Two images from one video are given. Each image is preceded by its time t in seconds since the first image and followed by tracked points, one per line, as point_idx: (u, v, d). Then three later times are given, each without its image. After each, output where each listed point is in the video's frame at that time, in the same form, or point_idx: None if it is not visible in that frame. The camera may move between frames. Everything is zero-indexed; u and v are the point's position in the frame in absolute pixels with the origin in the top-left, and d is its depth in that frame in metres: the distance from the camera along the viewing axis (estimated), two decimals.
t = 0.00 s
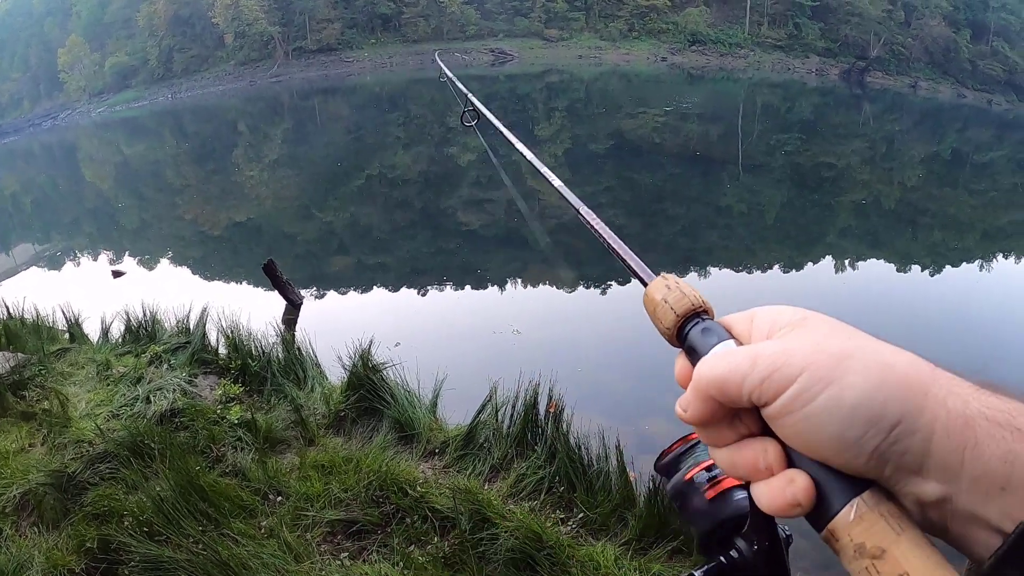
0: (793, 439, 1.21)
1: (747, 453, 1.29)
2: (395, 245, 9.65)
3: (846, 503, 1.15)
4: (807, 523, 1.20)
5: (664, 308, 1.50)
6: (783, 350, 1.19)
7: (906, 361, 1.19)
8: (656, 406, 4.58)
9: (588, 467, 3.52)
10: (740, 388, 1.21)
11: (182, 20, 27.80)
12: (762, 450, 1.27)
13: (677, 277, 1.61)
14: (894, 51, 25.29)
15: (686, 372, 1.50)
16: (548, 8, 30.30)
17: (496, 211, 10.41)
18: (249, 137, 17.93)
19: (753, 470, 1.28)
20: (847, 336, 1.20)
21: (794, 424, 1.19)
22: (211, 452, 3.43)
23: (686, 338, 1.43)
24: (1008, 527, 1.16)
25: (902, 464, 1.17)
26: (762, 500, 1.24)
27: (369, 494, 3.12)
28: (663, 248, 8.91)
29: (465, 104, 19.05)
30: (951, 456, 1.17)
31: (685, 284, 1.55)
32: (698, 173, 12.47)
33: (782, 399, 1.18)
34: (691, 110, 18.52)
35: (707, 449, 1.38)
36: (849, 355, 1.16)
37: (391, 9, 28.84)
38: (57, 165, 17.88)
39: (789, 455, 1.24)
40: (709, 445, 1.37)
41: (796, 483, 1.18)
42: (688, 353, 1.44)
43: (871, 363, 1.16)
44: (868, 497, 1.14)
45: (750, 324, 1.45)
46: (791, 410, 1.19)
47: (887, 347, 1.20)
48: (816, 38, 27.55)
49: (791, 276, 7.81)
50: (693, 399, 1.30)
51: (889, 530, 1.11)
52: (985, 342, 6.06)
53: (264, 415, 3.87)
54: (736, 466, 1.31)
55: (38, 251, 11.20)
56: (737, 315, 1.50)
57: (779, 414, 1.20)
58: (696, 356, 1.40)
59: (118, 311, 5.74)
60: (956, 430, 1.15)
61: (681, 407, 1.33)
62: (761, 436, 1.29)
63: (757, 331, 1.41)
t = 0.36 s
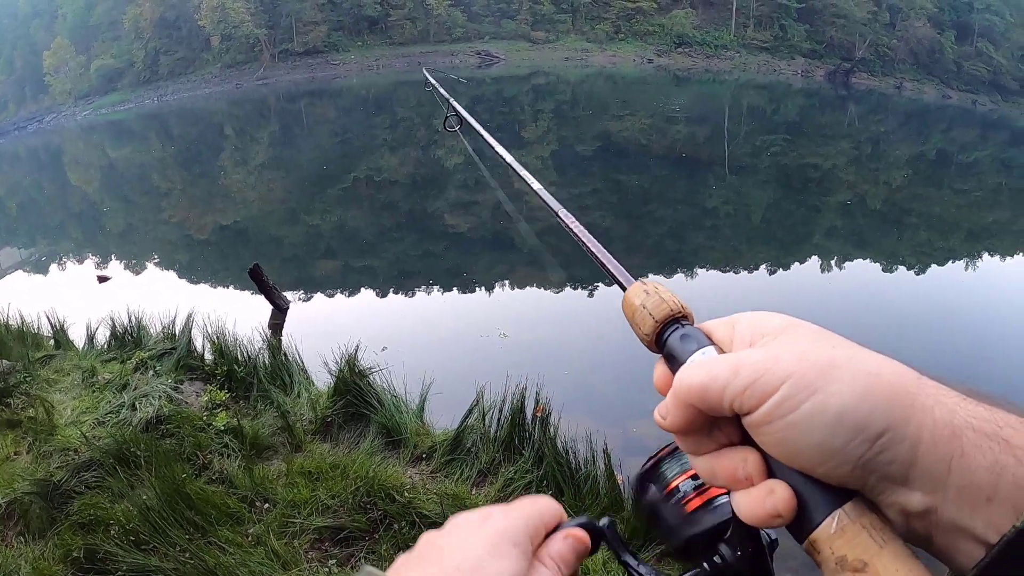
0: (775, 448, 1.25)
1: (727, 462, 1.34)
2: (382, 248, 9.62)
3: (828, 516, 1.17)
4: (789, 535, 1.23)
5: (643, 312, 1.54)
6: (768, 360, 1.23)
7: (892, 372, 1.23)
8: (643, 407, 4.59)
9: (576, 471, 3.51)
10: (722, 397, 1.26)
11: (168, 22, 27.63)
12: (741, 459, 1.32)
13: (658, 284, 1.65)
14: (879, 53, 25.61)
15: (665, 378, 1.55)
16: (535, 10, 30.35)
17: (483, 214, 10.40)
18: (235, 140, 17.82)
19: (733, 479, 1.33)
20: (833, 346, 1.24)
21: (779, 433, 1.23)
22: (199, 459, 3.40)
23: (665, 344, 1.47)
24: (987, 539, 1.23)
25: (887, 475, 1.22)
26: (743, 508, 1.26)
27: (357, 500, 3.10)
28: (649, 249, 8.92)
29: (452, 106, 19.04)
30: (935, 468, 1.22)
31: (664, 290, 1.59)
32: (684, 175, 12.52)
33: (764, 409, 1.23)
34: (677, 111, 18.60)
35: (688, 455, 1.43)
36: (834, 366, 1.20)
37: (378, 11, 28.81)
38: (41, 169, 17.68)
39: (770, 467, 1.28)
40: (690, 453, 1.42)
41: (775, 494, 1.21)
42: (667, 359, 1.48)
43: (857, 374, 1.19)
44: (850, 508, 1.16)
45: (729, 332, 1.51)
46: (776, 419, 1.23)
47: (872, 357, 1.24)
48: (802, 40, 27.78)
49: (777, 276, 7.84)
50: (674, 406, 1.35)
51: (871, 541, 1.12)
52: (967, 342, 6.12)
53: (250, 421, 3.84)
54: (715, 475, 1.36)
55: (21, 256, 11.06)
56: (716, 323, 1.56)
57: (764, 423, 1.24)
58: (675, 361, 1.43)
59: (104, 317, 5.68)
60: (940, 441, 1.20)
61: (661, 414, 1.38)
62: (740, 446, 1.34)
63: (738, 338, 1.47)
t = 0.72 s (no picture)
0: (795, 426, 1.32)
1: (745, 439, 1.41)
2: (370, 253, 9.59)
3: (843, 494, 1.25)
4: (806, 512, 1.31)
5: (662, 290, 1.67)
6: (788, 335, 1.30)
7: (908, 354, 1.28)
8: (629, 412, 4.61)
9: (561, 478, 3.53)
10: (741, 371, 1.33)
11: (154, 26, 27.43)
12: (760, 435, 1.39)
13: (676, 264, 1.78)
14: (865, 56, 25.95)
15: (683, 354, 1.67)
16: (522, 13, 30.34)
17: (470, 218, 10.42)
18: (222, 145, 17.72)
19: (751, 455, 1.40)
20: (851, 325, 1.30)
21: (799, 408, 1.30)
22: (184, 467, 3.37)
23: (684, 323, 1.57)
24: (998, 527, 1.26)
25: (904, 456, 1.27)
26: (757, 487, 1.35)
27: (341, 509, 3.09)
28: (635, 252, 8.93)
29: (439, 110, 19.02)
30: (949, 454, 1.26)
31: (684, 270, 1.71)
32: (671, 178, 12.57)
33: (784, 384, 1.29)
34: (664, 114, 18.68)
35: (704, 434, 1.51)
36: (854, 343, 1.26)
37: (365, 15, 28.77)
38: (27, 173, 17.49)
39: (789, 443, 1.35)
40: (706, 429, 1.50)
41: (794, 471, 1.29)
42: (685, 336, 1.58)
43: (875, 352, 1.25)
44: (869, 487, 1.24)
45: (747, 313, 1.60)
46: (796, 396, 1.29)
47: (890, 338, 1.30)
48: (787, 43, 28.00)
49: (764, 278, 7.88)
50: (690, 381, 1.44)
51: (888, 518, 1.21)
52: (962, 345, 6.13)
53: (235, 430, 3.82)
54: (731, 450, 1.44)
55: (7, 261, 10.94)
56: (733, 302, 1.65)
57: (784, 398, 1.31)
58: (693, 338, 1.53)
59: (89, 325, 5.61)
60: (955, 425, 1.25)
61: (677, 389, 1.48)
62: (760, 423, 1.41)
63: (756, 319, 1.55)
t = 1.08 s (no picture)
0: (803, 434, 1.27)
1: (752, 441, 1.38)
2: (359, 259, 9.56)
3: (853, 498, 1.24)
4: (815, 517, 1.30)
5: (658, 284, 1.60)
6: (794, 338, 1.23)
7: (915, 352, 1.21)
8: (616, 417, 4.62)
9: (548, 485, 3.53)
10: (745, 382, 1.28)
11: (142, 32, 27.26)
12: (766, 438, 1.36)
13: (670, 252, 1.69)
14: (850, 60, 26.23)
15: (685, 352, 1.62)
16: (509, 18, 30.30)
17: (459, 223, 10.42)
18: (209, 151, 17.63)
19: (757, 458, 1.37)
20: (856, 328, 1.23)
21: (805, 420, 1.25)
22: (170, 476, 3.34)
23: (683, 318, 1.52)
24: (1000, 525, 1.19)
25: (911, 460, 1.23)
26: (768, 490, 1.34)
27: (327, 518, 3.06)
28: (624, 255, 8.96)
29: (427, 116, 19.04)
30: (955, 455, 1.20)
31: (679, 260, 1.64)
32: (659, 182, 12.63)
33: (792, 392, 1.24)
34: (651, 119, 18.77)
35: (710, 433, 1.47)
36: (861, 347, 1.20)
37: (353, 20, 28.73)
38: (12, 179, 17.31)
39: (795, 447, 1.32)
40: (711, 430, 1.46)
41: (803, 478, 1.27)
42: (685, 332, 1.53)
43: (879, 357, 1.19)
44: (877, 491, 1.23)
45: (747, 308, 1.52)
46: (802, 405, 1.24)
47: (893, 337, 1.23)
48: (774, 47, 28.22)
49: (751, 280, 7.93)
50: (692, 386, 1.39)
51: (899, 525, 1.20)
52: (946, 345, 6.20)
53: (222, 439, 3.79)
54: (739, 453, 1.41)
55: None
56: (730, 294, 1.59)
57: (792, 406, 1.25)
58: (695, 336, 1.48)
59: (76, 333, 5.55)
60: (959, 427, 1.18)
61: (681, 394, 1.42)
62: (763, 424, 1.38)
63: (757, 315, 1.48)
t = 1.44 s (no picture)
0: (798, 445, 1.25)
1: (741, 455, 1.36)
2: (347, 264, 9.54)
3: (856, 506, 1.22)
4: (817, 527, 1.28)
5: (629, 294, 1.67)
6: (782, 347, 1.21)
7: (912, 354, 1.21)
8: (607, 423, 4.61)
9: (540, 489, 3.53)
10: (732, 397, 1.26)
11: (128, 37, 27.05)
12: (759, 452, 1.33)
13: (641, 260, 1.77)
14: (836, 63, 26.53)
15: (661, 364, 1.66)
16: (496, 23, 30.25)
17: (447, 228, 10.42)
18: (197, 156, 17.53)
19: (748, 472, 1.35)
20: (847, 329, 1.22)
21: (801, 430, 1.23)
22: (160, 487, 3.33)
23: (660, 328, 1.56)
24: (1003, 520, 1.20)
25: (913, 463, 1.22)
26: (763, 505, 1.33)
27: (319, 526, 3.05)
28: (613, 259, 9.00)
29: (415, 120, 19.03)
30: (957, 456, 1.21)
31: (651, 269, 1.71)
32: (647, 186, 12.68)
33: (785, 404, 1.22)
34: (639, 123, 18.85)
35: (696, 449, 1.46)
36: (856, 350, 1.18)
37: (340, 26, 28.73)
38: None
39: (788, 457, 1.30)
40: (696, 446, 1.45)
41: (798, 491, 1.26)
42: (661, 341, 1.57)
43: (875, 359, 1.18)
44: (880, 496, 1.22)
45: (727, 314, 1.54)
46: (797, 418, 1.23)
47: (886, 336, 1.22)
48: (760, 51, 28.44)
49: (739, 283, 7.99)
50: (674, 401, 1.37)
51: (904, 528, 1.19)
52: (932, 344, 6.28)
53: (212, 448, 3.77)
54: (728, 467, 1.39)
55: None
56: (708, 299, 1.61)
57: (785, 421, 1.24)
58: (672, 346, 1.52)
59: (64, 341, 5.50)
60: (960, 428, 1.19)
61: (663, 410, 1.41)
62: (754, 437, 1.36)
63: (738, 320, 1.49)
